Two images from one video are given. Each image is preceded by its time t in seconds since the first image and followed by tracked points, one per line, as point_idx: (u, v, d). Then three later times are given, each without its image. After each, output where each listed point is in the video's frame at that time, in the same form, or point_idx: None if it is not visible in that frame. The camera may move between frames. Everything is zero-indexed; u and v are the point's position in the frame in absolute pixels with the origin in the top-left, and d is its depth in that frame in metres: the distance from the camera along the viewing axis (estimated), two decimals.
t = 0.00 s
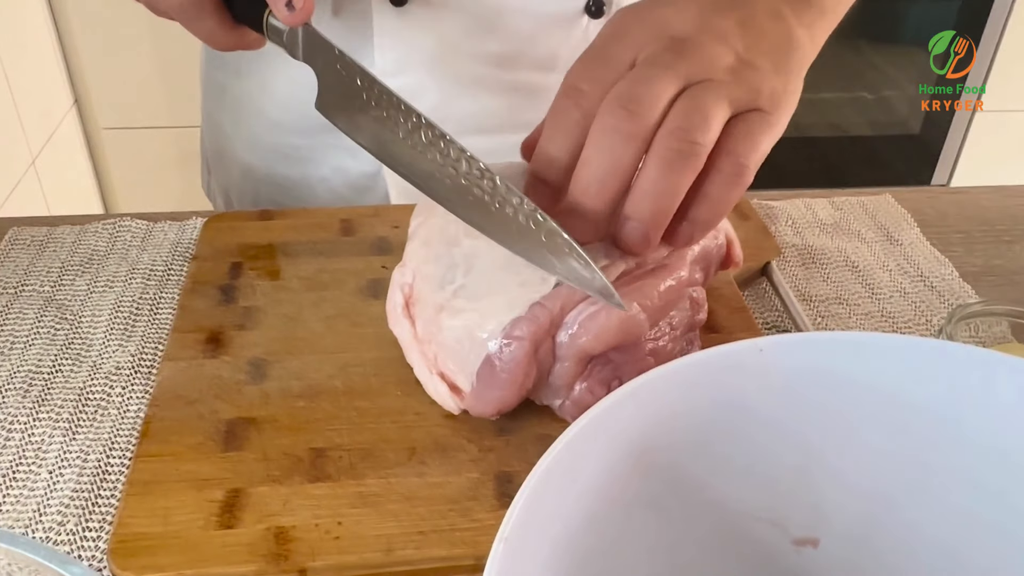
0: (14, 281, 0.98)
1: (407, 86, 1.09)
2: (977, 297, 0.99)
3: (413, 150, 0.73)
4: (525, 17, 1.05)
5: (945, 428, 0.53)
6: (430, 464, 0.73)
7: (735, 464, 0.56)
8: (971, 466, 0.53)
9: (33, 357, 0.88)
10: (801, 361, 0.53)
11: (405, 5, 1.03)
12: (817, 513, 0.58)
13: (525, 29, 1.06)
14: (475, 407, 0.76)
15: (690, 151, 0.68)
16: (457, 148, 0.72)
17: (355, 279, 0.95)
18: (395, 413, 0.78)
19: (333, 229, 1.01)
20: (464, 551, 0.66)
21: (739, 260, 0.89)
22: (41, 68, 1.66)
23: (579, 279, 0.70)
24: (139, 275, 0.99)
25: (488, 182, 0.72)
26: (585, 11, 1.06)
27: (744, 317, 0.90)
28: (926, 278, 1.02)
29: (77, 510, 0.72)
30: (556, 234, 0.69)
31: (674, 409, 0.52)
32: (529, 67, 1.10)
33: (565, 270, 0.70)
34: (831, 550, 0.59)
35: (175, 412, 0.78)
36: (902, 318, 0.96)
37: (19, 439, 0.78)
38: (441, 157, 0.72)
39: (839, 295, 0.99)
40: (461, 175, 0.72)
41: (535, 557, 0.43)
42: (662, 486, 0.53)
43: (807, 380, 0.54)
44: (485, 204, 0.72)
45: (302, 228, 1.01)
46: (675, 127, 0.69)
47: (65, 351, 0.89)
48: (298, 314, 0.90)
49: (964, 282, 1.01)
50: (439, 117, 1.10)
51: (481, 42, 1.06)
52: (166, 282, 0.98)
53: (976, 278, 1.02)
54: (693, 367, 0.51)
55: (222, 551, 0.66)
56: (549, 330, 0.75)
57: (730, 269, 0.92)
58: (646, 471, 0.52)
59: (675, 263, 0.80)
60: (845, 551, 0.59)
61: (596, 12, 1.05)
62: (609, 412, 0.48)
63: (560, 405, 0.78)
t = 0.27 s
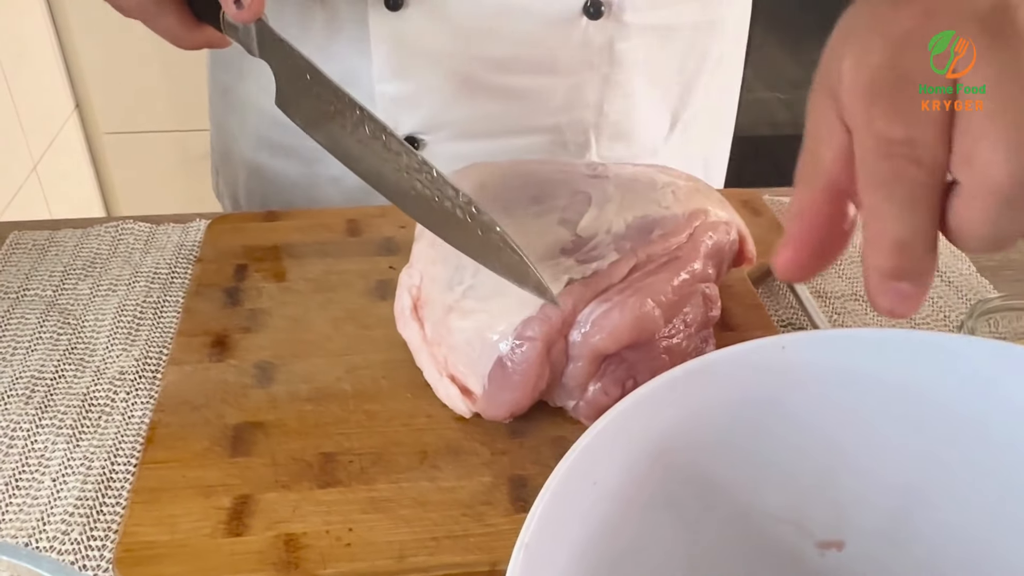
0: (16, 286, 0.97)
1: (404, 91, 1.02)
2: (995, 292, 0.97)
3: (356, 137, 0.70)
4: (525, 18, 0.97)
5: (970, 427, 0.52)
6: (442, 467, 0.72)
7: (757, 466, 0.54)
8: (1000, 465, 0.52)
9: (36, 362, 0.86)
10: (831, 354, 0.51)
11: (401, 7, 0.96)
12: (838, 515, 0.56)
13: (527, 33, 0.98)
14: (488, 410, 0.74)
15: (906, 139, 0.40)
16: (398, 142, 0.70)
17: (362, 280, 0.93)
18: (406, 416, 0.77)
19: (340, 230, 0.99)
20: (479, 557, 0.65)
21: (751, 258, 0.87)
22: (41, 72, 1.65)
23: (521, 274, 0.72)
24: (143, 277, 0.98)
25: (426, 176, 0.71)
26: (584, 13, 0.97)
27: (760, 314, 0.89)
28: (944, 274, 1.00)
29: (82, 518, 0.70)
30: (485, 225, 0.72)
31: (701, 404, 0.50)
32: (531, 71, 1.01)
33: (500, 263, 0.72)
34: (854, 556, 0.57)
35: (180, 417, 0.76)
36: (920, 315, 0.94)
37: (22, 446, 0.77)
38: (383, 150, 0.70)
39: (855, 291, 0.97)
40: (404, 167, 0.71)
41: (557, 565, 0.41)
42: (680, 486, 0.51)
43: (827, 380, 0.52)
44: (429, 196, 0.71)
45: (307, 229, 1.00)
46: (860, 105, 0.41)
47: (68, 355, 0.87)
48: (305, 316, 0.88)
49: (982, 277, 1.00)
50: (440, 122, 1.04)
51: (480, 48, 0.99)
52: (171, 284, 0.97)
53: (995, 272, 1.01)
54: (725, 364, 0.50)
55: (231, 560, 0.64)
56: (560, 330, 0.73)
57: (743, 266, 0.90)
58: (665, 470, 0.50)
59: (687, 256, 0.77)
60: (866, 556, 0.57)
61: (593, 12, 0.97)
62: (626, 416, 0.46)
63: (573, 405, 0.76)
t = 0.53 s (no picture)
0: (11, 289, 0.95)
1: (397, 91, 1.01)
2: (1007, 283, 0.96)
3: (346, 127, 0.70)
4: (512, 20, 0.95)
5: (977, 416, 0.50)
6: (451, 468, 0.70)
7: (762, 471, 0.52)
8: None
9: (33, 367, 0.84)
10: (825, 352, 0.50)
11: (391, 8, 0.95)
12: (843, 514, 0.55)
13: (515, 33, 0.96)
14: (496, 410, 0.73)
15: (948, 199, 0.43)
16: (388, 133, 0.70)
17: (364, 279, 0.91)
18: (412, 416, 0.75)
19: (341, 228, 0.98)
20: (491, 560, 0.63)
21: (761, 253, 0.86)
22: (34, 75, 1.63)
23: (514, 266, 0.71)
24: (141, 279, 0.96)
25: (417, 167, 0.70)
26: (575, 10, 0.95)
27: (770, 309, 0.87)
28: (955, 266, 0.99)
29: (82, 525, 0.68)
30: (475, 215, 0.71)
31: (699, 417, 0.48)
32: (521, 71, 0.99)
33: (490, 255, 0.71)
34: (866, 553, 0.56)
35: (182, 421, 0.75)
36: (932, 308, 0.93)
37: (20, 453, 0.75)
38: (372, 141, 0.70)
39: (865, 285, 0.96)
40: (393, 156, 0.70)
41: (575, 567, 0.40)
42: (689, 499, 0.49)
43: (844, 375, 0.51)
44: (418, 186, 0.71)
45: (308, 228, 0.98)
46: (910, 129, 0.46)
47: (65, 359, 0.85)
48: (307, 316, 0.86)
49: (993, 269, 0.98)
50: (432, 122, 1.02)
51: (468, 48, 0.97)
52: (169, 286, 0.95)
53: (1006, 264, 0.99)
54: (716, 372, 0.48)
55: (236, 566, 0.62)
56: (571, 326, 0.72)
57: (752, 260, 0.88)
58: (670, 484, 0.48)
59: (698, 250, 0.76)
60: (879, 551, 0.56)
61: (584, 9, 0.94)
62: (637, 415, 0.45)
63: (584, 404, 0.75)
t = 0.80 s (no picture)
0: (5, 287, 0.93)
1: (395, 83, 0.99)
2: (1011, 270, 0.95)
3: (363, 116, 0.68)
4: (511, 8, 0.93)
5: None
6: (457, 462, 0.69)
7: (862, 492, 0.44)
8: None
9: (28, 365, 0.83)
10: (928, 355, 0.42)
11: None
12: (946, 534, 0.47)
13: (514, 21, 0.94)
14: (502, 403, 0.71)
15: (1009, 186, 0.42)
16: (405, 121, 0.68)
17: (365, 272, 0.90)
18: (416, 410, 0.74)
19: (340, 222, 0.96)
20: (499, 555, 0.62)
21: (767, 239, 0.85)
22: (24, 71, 1.61)
23: (540, 250, 0.70)
24: (137, 275, 0.95)
25: (436, 155, 0.69)
26: None
27: (775, 298, 0.86)
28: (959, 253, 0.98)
29: (82, 525, 0.67)
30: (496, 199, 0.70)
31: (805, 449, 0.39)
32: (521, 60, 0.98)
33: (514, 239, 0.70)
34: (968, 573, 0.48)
35: (181, 417, 0.73)
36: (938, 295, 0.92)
37: (17, 452, 0.74)
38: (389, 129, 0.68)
39: (870, 274, 0.95)
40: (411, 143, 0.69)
41: None
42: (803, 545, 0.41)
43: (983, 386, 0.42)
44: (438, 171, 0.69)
45: (307, 221, 0.97)
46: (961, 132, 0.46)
47: (61, 357, 0.84)
48: (306, 310, 0.85)
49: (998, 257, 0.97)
50: (432, 113, 1.01)
51: (468, 36, 0.95)
52: (166, 281, 0.93)
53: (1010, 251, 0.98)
54: (825, 395, 0.40)
55: (240, 564, 0.61)
56: (577, 316, 0.71)
57: (757, 249, 0.87)
58: (785, 537, 0.39)
59: (705, 238, 0.75)
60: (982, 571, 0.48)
61: None
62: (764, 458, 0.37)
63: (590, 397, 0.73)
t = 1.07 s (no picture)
0: None
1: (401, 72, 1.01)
2: (1010, 260, 0.95)
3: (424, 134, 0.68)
4: None
5: None
6: (455, 460, 0.68)
7: (907, 490, 0.49)
8: None
9: (19, 365, 0.82)
10: (921, 358, 0.47)
11: None
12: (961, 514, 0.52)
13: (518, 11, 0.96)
14: (500, 399, 0.70)
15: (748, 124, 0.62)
16: (468, 129, 0.67)
17: (360, 268, 0.89)
18: (413, 408, 0.73)
19: (334, 217, 0.95)
20: (499, 554, 0.61)
21: (767, 226, 0.85)
22: (13, 68, 1.59)
23: (618, 257, 0.66)
24: (129, 273, 0.93)
25: (504, 163, 0.67)
26: None
27: (774, 291, 0.86)
28: (958, 244, 0.97)
29: (75, 527, 0.66)
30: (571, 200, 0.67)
31: (863, 440, 0.45)
32: (530, 49, 1.02)
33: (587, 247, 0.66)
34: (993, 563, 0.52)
35: (175, 417, 0.72)
36: (937, 286, 0.91)
37: (8, 454, 0.73)
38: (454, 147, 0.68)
39: (869, 265, 0.95)
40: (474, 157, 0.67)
41: None
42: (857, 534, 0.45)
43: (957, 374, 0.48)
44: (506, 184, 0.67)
45: (301, 217, 0.96)
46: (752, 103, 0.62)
47: (53, 357, 0.83)
48: (301, 307, 0.84)
49: (997, 247, 0.97)
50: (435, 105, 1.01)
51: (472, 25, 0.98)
52: (159, 279, 0.92)
53: (1009, 242, 0.98)
54: (877, 390, 0.45)
55: (236, 565, 0.60)
56: (576, 310, 0.71)
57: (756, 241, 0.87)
58: (841, 522, 0.44)
59: (706, 233, 0.76)
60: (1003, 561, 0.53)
61: None
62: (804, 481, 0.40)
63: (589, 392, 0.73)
